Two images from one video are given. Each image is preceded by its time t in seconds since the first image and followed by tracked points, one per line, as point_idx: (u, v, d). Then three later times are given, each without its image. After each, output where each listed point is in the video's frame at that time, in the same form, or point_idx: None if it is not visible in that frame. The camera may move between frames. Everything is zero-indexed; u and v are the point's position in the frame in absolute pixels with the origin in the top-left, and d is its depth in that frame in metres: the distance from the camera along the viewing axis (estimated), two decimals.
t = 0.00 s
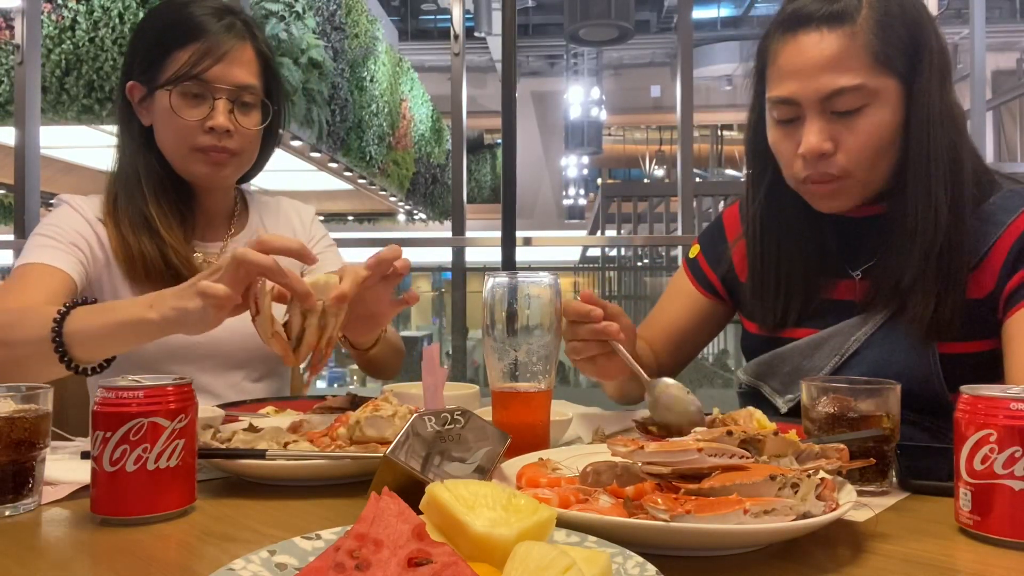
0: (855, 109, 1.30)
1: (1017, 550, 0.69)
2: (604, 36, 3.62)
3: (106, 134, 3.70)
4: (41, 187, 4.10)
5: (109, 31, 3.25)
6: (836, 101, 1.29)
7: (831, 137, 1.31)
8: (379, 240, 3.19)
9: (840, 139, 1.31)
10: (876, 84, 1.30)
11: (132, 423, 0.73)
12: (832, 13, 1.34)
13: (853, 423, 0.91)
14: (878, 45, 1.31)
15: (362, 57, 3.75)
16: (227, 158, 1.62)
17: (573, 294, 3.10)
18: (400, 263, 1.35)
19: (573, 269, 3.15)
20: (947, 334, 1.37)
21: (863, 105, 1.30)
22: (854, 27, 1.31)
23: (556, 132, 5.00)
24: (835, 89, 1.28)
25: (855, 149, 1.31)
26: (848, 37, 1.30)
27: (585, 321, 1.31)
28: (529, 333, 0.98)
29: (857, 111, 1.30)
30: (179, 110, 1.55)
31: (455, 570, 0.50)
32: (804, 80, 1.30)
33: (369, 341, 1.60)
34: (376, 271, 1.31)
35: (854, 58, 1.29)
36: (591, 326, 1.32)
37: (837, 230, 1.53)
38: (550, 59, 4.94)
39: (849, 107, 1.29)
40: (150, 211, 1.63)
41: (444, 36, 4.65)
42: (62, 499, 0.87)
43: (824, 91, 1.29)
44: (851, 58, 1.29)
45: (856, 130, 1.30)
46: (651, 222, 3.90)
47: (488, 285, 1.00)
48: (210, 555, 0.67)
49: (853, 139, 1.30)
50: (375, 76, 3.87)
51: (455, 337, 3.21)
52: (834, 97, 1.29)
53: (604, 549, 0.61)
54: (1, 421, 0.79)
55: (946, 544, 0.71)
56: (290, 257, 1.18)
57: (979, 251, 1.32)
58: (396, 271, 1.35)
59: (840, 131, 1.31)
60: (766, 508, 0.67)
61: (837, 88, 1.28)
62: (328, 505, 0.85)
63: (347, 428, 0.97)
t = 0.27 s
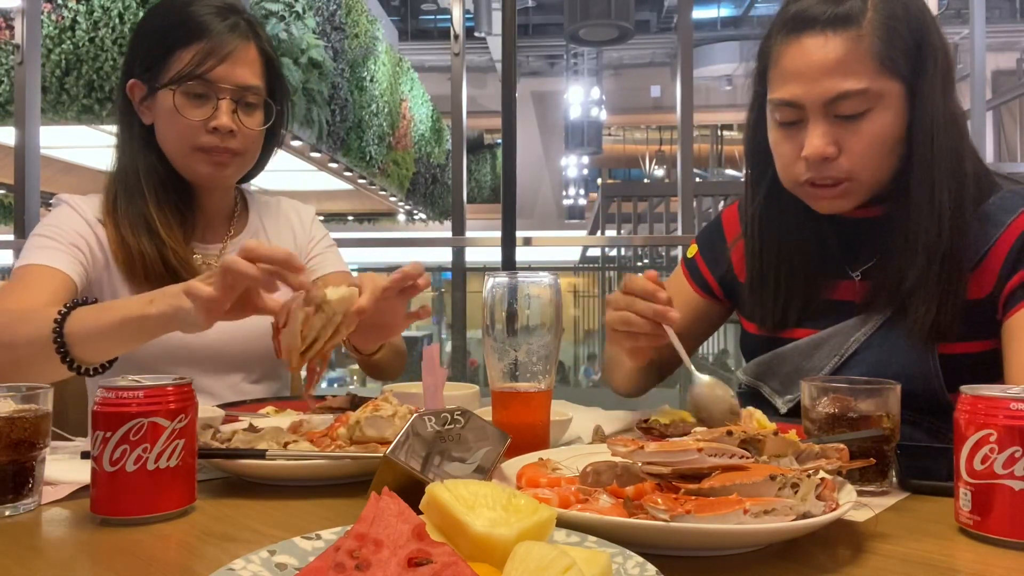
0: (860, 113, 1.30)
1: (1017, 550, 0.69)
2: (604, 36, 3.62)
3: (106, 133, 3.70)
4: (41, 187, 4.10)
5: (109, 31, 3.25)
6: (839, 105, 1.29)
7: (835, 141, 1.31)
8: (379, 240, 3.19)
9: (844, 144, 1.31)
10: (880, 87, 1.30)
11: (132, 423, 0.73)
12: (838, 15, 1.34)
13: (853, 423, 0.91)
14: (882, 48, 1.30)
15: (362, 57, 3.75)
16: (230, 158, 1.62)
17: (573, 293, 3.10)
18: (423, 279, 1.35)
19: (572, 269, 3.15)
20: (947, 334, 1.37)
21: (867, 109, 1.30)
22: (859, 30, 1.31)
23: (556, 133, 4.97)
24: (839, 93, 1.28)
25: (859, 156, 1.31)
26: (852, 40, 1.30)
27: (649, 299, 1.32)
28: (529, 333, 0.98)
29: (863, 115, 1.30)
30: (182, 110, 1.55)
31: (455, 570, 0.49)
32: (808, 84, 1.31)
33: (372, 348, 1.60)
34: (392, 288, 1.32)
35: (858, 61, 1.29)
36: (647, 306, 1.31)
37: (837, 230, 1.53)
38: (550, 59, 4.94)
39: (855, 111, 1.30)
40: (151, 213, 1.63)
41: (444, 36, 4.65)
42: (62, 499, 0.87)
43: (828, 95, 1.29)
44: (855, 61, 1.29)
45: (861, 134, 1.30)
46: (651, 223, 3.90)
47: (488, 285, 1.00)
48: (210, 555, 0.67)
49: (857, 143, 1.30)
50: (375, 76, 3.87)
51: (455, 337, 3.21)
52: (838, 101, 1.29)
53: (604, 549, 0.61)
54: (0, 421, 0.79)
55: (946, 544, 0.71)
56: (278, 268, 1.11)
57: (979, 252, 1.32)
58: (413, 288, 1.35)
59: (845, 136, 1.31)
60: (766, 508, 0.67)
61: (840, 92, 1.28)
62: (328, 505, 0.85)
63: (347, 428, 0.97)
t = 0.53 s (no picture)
0: (857, 111, 1.29)
1: (1017, 550, 0.69)
2: (604, 36, 3.62)
3: (107, 133, 3.70)
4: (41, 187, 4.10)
5: (109, 31, 3.25)
6: (837, 103, 1.29)
7: (832, 140, 1.31)
8: (379, 240, 3.19)
9: (840, 142, 1.31)
10: (878, 86, 1.30)
11: (132, 423, 0.73)
12: (836, 14, 1.34)
13: (853, 423, 0.91)
14: (881, 49, 1.30)
15: (362, 57, 3.75)
16: (229, 159, 1.62)
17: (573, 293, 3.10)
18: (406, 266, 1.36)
19: (572, 268, 3.15)
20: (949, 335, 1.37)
21: (864, 108, 1.30)
22: (856, 29, 1.31)
23: (556, 132, 4.97)
24: (837, 91, 1.28)
25: (856, 153, 1.30)
26: (849, 39, 1.30)
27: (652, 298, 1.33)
28: (529, 333, 0.98)
29: (859, 113, 1.30)
30: (182, 111, 1.55)
31: (454, 570, 0.49)
32: (806, 81, 1.30)
33: (374, 346, 1.61)
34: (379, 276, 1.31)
35: (856, 61, 1.29)
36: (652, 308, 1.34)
37: (838, 231, 1.53)
38: (550, 59, 4.94)
39: (851, 109, 1.29)
40: (152, 214, 1.63)
41: (444, 36, 4.65)
42: (62, 499, 0.87)
43: (826, 93, 1.29)
44: (853, 61, 1.29)
45: (856, 131, 1.30)
46: (651, 223, 3.90)
47: (488, 284, 1.00)
48: (210, 556, 0.67)
49: (853, 142, 1.30)
50: (375, 76, 3.87)
51: (455, 337, 3.21)
52: (835, 98, 1.29)
53: (605, 549, 0.61)
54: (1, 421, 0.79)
55: (946, 544, 0.71)
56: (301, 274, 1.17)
57: (979, 253, 1.32)
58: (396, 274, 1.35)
59: (841, 133, 1.31)
60: (766, 508, 0.67)
61: (839, 89, 1.28)
62: (328, 505, 0.85)
63: (347, 428, 0.97)
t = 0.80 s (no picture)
0: (856, 115, 1.29)
1: (1017, 550, 0.69)
2: (604, 36, 3.62)
3: (107, 134, 3.70)
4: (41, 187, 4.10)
5: (109, 32, 3.25)
6: (837, 107, 1.29)
7: (832, 144, 1.31)
8: (379, 240, 3.19)
9: (840, 146, 1.31)
10: (878, 90, 1.30)
11: (132, 423, 0.73)
12: (833, 17, 1.34)
13: (853, 423, 0.91)
14: (880, 51, 1.30)
15: (362, 57, 3.76)
16: (232, 162, 1.62)
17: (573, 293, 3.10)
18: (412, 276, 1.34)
19: (572, 268, 3.15)
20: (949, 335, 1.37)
21: (864, 112, 1.29)
22: (854, 32, 1.31)
23: (556, 132, 5.03)
24: (837, 95, 1.28)
25: (856, 156, 1.31)
26: (848, 43, 1.30)
27: (627, 313, 1.37)
28: (529, 334, 0.98)
29: (858, 117, 1.30)
30: (184, 113, 1.56)
31: (455, 570, 0.50)
32: (804, 85, 1.30)
33: (383, 342, 1.59)
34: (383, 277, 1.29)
35: (855, 64, 1.29)
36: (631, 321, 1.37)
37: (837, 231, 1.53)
38: (550, 59, 4.95)
39: (851, 114, 1.29)
40: (152, 214, 1.63)
41: (444, 36, 4.64)
42: (61, 499, 0.87)
43: (827, 97, 1.29)
44: (852, 65, 1.29)
45: (856, 134, 1.30)
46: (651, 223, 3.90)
47: (488, 285, 1.00)
48: (211, 556, 0.67)
49: (853, 145, 1.30)
50: (375, 76, 3.87)
51: (455, 336, 3.21)
52: (835, 103, 1.29)
53: (605, 549, 0.61)
54: (0, 421, 0.79)
55: (946, 544, 0.71)
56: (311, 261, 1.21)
57: (978, 254, 1.32)
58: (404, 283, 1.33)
59: (841, 136, 1.31)
60: (767, 508, 0.67)
61: (839, 94, 1.28)
62: (328, 505, 0.85)
63: (347, 428, 0.97)
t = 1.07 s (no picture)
0: (864, 119, 1.29)
1: (1017, 551, 0.69)
2: (605, 36, 3.62)
3: (107, 133, 3.70)
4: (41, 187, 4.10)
5: (109, 32, 3.24)
6: (844, 112, 1.29)
7: (839, 148, 1.31)
8: (378, 240, 3.19)
9: (847, 150, 1.31)
10: (886, 93, 1.30)
11: (132, 423, 0.73)
12: (842, 19, 1.33)
13: (853, 423, 0.91)
14: (888, 52, 1.30)
15: (362, 57, 3.76)
16: (235, 161, 1.62)
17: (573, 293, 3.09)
18: (418, 287, 1.36)
19: (572, 268, 3.15)
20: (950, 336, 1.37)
21: (872, 115, 1.29)
22: (864, 36, 1.31)
23: (556, 132, 5.05)
24: (843, 101, 1.28)
25: (862, 159, 1.31)
26: (856, 47, 1.30)
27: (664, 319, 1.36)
28: (529, 334, 0.98)
29: (865, 122, 1.30)
30: (187, 113, 1.55)
31: (455, 570, 0.50)
32: (812, 88, 1.30)
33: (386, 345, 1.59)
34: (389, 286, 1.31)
35: (864, 68, 1.29)
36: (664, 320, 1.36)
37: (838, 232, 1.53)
38: (550, 59, 4.95)
39: (859, 118, 1.29)
40: (154, 214, 1.63)
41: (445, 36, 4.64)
42: (61, 499, 0.87)
43: (834, 101, 1.29)
44: (860, 69, 1.29)
45: (863, 138, 1.30)
46: (651, 223, 3.90)
47: (488, 285, 1.00)
48: (211, 556, 0.67)
49: (860, 148, 1.31)
50: (375, 76, 3.88)
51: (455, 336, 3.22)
52: (842, 108, 1.29)
53: (605, 549, 0.61)
54: (1, 420, 0.79)
55: (945, 544, 0.71)
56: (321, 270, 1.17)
57: (978, 254, 1.32)
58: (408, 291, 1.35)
59: (848, 140, 1.31)
60: (766, 508, 0.67)
61: (847, 98, 1.28)
62: (328, 505, 0.85)
63: (347, 428, 0.97)
